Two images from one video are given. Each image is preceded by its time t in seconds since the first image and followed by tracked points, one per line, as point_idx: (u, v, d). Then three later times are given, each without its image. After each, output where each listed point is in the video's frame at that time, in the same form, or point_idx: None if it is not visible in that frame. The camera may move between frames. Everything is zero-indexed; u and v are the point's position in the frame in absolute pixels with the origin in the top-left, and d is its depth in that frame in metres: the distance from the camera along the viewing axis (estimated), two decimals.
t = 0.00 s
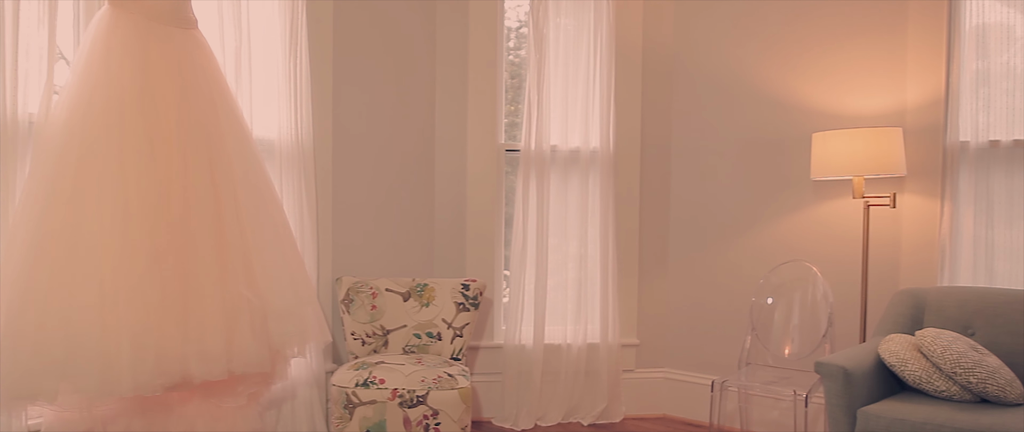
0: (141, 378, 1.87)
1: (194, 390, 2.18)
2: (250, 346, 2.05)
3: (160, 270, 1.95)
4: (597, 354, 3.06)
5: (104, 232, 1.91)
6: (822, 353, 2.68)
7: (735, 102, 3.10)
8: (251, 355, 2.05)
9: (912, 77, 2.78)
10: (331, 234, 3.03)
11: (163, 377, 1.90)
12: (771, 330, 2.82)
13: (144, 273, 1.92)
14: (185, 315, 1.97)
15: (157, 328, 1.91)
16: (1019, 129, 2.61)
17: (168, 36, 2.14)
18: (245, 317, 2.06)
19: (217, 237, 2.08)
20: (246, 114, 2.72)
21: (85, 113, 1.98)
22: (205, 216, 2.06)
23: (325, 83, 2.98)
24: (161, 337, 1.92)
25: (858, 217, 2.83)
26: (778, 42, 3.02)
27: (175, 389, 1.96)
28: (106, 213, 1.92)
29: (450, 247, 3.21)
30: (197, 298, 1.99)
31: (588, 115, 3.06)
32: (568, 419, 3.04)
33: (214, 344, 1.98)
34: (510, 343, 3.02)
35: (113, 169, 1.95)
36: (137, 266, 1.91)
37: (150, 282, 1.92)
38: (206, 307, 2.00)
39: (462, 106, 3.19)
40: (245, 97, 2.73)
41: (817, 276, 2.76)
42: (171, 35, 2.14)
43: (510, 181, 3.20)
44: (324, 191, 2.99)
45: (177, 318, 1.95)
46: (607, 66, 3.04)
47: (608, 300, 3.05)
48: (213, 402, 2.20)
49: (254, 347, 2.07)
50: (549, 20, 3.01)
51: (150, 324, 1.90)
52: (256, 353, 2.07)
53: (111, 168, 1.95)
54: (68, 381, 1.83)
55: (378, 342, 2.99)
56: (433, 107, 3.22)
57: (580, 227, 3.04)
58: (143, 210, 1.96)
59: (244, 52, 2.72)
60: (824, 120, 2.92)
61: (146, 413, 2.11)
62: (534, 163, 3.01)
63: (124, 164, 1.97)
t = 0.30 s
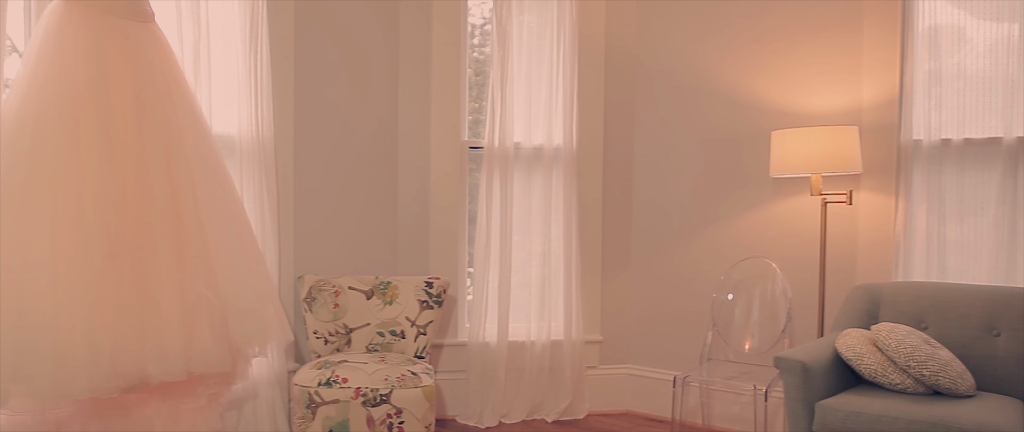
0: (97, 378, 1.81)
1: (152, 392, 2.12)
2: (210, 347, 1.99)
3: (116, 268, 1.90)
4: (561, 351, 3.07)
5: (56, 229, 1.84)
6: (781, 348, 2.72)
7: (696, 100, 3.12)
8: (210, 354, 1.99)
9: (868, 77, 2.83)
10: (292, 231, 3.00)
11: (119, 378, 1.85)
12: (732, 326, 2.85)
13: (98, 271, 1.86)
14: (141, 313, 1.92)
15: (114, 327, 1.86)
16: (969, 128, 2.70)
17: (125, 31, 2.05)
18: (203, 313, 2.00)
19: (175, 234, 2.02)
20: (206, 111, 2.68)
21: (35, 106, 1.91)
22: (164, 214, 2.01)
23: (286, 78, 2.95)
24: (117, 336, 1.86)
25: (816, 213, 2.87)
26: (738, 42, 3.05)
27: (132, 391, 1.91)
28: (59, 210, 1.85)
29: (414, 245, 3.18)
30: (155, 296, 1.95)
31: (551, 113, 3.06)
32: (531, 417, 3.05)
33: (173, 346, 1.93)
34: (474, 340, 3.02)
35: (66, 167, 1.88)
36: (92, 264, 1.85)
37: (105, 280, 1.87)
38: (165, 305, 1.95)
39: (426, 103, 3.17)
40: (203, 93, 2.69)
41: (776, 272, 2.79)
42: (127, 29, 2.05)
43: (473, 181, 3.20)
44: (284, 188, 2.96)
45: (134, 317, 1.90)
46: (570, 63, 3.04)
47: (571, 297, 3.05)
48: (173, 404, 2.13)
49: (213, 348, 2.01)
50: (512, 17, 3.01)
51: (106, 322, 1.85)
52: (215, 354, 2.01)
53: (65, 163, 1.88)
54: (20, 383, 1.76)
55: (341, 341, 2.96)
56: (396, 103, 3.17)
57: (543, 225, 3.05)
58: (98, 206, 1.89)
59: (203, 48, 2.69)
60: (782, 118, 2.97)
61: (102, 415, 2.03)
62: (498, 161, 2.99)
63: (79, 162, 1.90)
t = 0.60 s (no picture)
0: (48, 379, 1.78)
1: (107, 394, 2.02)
2: (168, 349, 1.97)
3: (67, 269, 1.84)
4: (523, 348, 3.08)
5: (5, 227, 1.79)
6: (740, 343, 2.76)
7: (657, 99, 3.15)
8: (166, 354, 1.97)
9: (823, 77, 2.88)
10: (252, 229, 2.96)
11: (71, 379, 1.81)
12: (692, 321, 2.88)
13: (49, 271, 1.81)
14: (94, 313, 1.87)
15: (65, 329, 1.81)
16: (920, 127, 2.77)
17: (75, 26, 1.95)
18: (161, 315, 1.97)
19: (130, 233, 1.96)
20: (162, 108, 2.65)
21: None
22: (119, 212, 1.95)
23: (246, 73, 2.91)
24: (69, 338, 1.82)
25: (773, 210, 2.92)
26: (698, 41, 3.08)
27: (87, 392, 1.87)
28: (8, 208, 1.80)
29: (376, 242, 3.14)
30: (108, 297, 1.89)
31: (513, 110, 3.07)
32: (494, 414, 3.04)
33: (129, 348, 1.90)
34: (436, 338, 3.01)
35: (15, 164, 1.81)
36: (42, 264, 1.80)
37: (55, 281, 1.82)
38: (119, 305, 1.90)
39: (388, 100, 3.15)
40: (159, 90, 2.66)
41: (734, 268, 2.83)
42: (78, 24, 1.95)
43: (434, 178, 3.17)
44: (244, 185, 2.91)
45: (87, 317, 1.86)
46: (532, 61, 3.06)
47: (533, 294, 3.06)
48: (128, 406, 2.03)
49: (170, 348, 1.98)
50: (474, 14, 3.01)
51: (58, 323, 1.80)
52: (174, 357, 1.99)
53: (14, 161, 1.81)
54: None
55: (302, 340, 2.93)
56: (357, 99, 3.15)
57: (506, 222, 3.05)
58: (49, 205, 1.83)
59: (160, 42, 2.65)
60: (741, 116, 3.01)
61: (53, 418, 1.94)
62: (460, 158, 2.99)
63: (28, 160, 1.83)
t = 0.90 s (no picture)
0: None
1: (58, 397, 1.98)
2: (122, 349, 1.89)
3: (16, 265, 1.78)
4: (484, 345, 3.07)
5: None
6: (698, 339, 2.79)
7: (617, 97, 3.17)
8: (121, 355, 1.89)
9: (779, 76, 2.93)
10: (209, 226, 2.92)
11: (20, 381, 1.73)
12: (651, 317, 2.90)
13: None
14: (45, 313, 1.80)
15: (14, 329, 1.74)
16: (872, 125, 2.83)
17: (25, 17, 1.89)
18: (114, 317, 1.89)
19: (83, 231, 1.90)
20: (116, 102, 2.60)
21: None
22: (70, 209, 1.89)
23: (203, 68, 2.87)
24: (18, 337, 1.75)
25: (731, 207, 2.95)
26: (657, 39, 3.11)
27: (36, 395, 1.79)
28: None
29: (335, 240, 3.11)
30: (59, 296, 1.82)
31: (474, 108, 3.07)
32: (456, 412, 3.04)
33: (81, 346, 1.82)
34: (397, 336, 2.99)
35: None
36: None
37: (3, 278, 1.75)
38: (71, 304, 1.83)
39: (348, 97, 3.11)
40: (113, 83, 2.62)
41: (693, 265, 2.85)
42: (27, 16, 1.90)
43: (395, 176, 3.13)
44: (201, 182, 2.88)
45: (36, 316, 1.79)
46: (492, 58, 3.05)
47: (494, 292, 3.06)
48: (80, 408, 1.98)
49: (124, 346, 1.90)
50: (435, 10, 3.00)
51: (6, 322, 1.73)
52: (128, 357, 1.90)
53: None
54: None
55: (260, 339, 2.89)
56: (316, 96, 3.10)
57: (467, 219, 3.05)
58: None
59: (113, 35, 2.61)
60: (700, 114, 3.04)
61: None
62: (420, 155, 2.99)
63: None
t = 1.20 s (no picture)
0: None
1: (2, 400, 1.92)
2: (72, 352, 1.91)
3: None
4: (444, 343, 3.07)
5: None
6: (657, 334, 2.81)
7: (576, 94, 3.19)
8: (72, 360, 1.91)
9: (736, 75, 2.97)
10: (164, 224, 2.88)
11: None
12: (611, 314, 2.91)
13: None
14: None
15: None
16: (826, 124, 2.88)
17: None
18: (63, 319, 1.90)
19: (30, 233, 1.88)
20: (66, 96, 2.55)
21: None
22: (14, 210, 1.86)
23: (157, 63, 2.83)
24: None
25: (688, 204, 2.98)
26: (615, 38, 3.14)
27: None
28: None
29: (294, 238, 3.07)
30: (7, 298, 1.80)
31: (433, 105, 3.06)
32: (416, 410, 3.03)
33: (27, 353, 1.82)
34: (356, 335, 2.97)
35: None
36: None
37: None
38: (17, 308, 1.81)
39: (306, 93, 3.08)
40: (63, 77, 2.56)
41: (651, 261, 2.87)
42: None
43: (354, 172, 3.10)
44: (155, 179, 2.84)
45: None
46: (452, 55, 3.05)
47: (454, 289, 3.06)
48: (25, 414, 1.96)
49: (74, 348, 1.92)
50: (394, 7, 2.99)
51: None
52: (79, 360, 1.93)
53: None
54: None
55: (217, 339, 2.85)
56: (274, 92, 3.06)
57: (427, 217, 3.04)
58: None
59: (63, 27, 2.56)
60: (658, 113, 3.07)
61: None
62: (379, 151, 2.97)
63: None
